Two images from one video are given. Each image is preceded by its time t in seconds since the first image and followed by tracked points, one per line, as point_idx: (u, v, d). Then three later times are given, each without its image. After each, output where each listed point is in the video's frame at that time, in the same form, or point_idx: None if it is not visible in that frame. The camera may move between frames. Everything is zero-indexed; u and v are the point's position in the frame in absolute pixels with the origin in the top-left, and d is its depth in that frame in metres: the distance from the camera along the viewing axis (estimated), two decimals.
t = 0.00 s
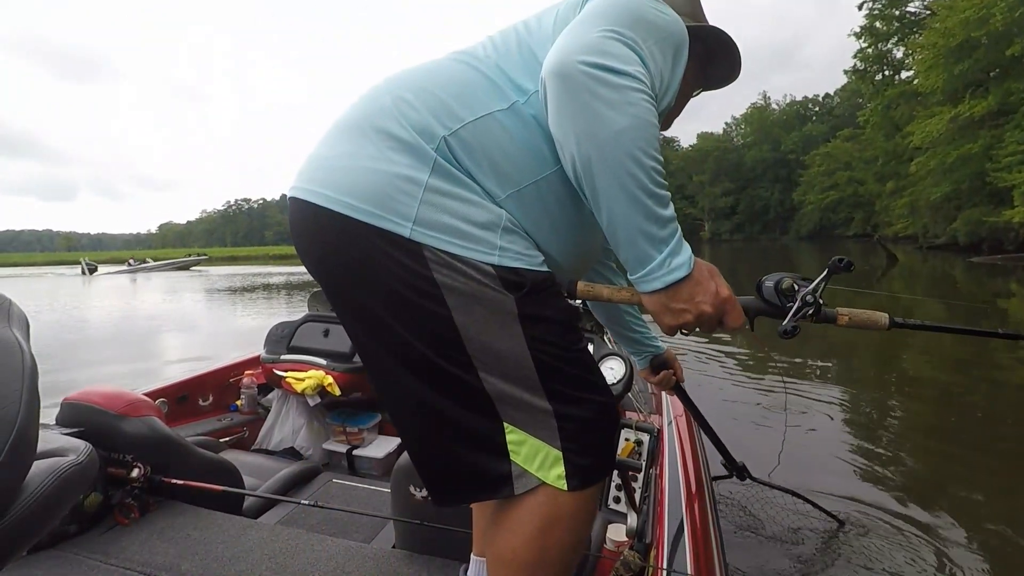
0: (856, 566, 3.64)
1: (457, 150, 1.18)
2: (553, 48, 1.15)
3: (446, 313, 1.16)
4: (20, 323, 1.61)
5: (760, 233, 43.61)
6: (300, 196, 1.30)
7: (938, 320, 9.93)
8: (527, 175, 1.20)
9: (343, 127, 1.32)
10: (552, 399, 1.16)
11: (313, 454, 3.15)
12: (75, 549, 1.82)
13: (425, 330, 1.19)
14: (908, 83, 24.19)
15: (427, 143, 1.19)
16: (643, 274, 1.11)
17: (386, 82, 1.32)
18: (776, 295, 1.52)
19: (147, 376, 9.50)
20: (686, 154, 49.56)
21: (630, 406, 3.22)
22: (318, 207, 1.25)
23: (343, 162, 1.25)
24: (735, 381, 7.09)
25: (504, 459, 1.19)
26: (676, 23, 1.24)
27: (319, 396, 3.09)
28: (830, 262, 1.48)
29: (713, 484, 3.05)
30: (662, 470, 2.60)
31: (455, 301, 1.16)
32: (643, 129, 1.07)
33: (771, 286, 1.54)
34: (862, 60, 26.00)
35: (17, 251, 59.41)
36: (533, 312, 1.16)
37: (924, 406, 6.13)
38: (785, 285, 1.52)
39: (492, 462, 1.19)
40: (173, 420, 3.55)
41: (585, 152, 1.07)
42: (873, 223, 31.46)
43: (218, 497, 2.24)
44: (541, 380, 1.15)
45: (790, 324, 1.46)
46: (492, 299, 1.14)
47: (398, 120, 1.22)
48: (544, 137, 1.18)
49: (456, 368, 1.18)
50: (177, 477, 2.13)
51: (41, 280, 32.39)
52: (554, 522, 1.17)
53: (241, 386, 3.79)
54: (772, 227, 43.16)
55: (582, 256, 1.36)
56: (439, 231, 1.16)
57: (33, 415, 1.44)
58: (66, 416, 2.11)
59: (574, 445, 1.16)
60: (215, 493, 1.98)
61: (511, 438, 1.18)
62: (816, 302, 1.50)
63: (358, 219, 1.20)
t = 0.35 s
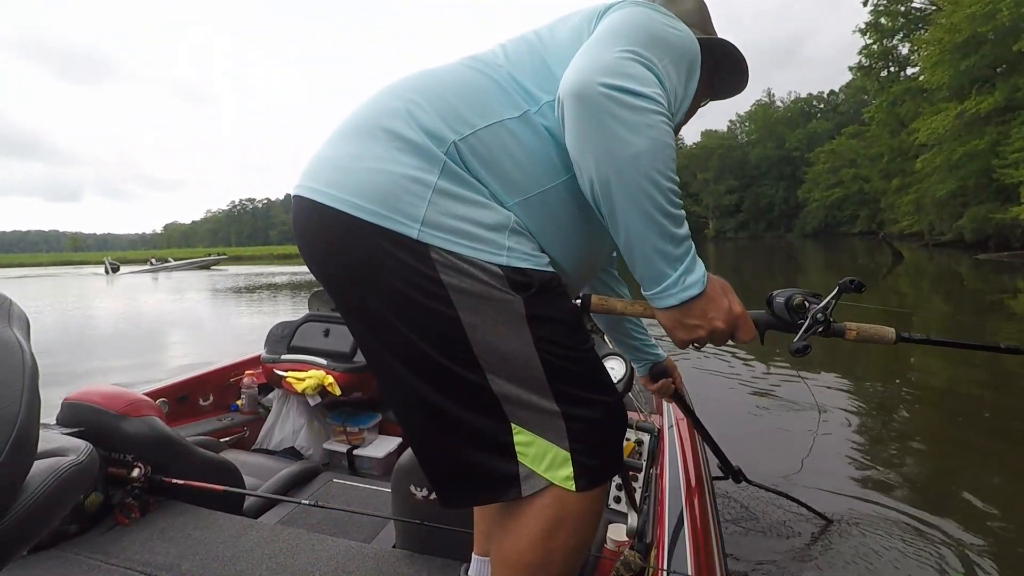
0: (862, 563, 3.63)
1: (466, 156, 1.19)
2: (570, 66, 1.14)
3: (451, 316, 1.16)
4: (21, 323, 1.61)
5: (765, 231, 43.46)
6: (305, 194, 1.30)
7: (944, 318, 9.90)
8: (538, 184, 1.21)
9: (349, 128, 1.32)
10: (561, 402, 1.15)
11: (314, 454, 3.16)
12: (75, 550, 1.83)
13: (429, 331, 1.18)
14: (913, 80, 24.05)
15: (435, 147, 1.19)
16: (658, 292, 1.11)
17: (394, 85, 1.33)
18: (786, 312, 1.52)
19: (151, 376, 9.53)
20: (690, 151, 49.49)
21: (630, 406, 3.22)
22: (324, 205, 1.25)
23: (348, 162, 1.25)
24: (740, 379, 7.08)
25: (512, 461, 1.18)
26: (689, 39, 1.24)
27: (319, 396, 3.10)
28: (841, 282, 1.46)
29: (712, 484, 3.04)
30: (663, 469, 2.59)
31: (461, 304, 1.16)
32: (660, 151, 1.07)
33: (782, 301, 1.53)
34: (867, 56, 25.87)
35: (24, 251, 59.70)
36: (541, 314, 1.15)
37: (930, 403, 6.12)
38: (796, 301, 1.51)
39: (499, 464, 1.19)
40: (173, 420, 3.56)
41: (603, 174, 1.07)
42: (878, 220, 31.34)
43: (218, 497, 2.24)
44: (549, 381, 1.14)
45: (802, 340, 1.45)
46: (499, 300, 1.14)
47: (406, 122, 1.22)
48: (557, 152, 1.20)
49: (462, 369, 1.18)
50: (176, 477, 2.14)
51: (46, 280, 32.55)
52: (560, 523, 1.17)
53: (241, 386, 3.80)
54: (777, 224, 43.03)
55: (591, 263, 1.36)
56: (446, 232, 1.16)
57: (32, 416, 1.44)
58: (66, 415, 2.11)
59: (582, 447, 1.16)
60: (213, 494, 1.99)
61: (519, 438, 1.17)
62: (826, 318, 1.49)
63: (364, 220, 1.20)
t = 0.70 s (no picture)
0: (868, 562, 3.61)
1: (473, 157, 1.18)
2: (577, 72, 1.13)
3: (457, 317, 1.16)
4: (22, 324, 1.62)
5: (770, 231, 43.35)
6: (311, 194, 1.30)
7: (949, 316, 9.85)
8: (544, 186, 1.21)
9: (354, 128, 1.32)
10: (566, 401, 1.15)
11: (316, 454, 3.16)
12: (77, 550, 1.84)
13: (435, 331, 1.18)
14: (918, 78, 23.94)
15: (441, 148, 1.19)
16: (663, 298, 1.11)
17: (400, 85, 1.33)
18: (791, 318, 1.51)
19: (153, 377, 9.55)
20: (694, 151, 49.38)
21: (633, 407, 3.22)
22: (331, 205, 1.25)
23: (355, 162, 1.25)
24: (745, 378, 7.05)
25: (517, 461, 1.17)
26: (694, 45, 1.24)
27: (320, 396, 3.10)
28: (845, 289, 1.45)
29: (712, 485, 3.03)
30: (663, 469, 2.59)
31: (468, 303, 1.15)
32: (666, 160, 1.07)
33: (786, 307, 1.52)
34: (871, 55, 25.76)
35: (31, 254, 60.02)
36: (547, 315, 1.15)
37: (937, 402, 6.09)
38: (800, 308, 1.51)
39: (503, 463, 1.18)
40: (174, 421, 3.56)
41: (610, 182, 1.07)
42: (883, 219, 31.22)
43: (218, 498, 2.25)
44: (554, 381, 1.14)
45: (807, 347, 1.44)
46: (506, 300, 1.14)
47: (413, 121, 1.22)
48: (562, 155, 1.20)
49: (468, 368, 1.17)
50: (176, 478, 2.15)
51: (51, 283, 32.69)
52: (565, 524, 1.17)
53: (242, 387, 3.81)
54: (781, 224, 42.91)
55: (595, 265, 1.36)
56: (452, 233, 1.16)
57: (33, 415, 1.44)
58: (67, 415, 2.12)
59: (584, 447, 1.16)
60: (214, 494, 1.99)
61: (524, 439, 1.17)
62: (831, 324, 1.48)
63: (370, 219, 1.20)
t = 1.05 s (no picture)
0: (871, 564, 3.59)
1: (474, 156, 1.18)
2: (577, 76, 1.13)
3: (457, 315, 1.16)
4: (24, 325, 1.63)
5: (774, 232, 43.23)
6: (313, 192, 1.30)
7: (955, 318, 9.82)
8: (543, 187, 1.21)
9: (356, 126, 1.32)
10: (565, 400, 1.14)
11: (316, 454, 3.17)
12: (78, 550, 1.84)
13: (434, 328, 1.18)
14: (923, 79, 23.86)
15: (441, 147, 1.19)
16: (659, 302, 1.11)
17: (403, 84, 1.33)
18: (786, 326, 1.51)
19: (156, 378, 9.57)
20: (698, 152, 49.31)
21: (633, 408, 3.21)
22: (333, 203, 1.25)
23: (357, 159, 1.25)
24: (749, 380, 7.04)
25: (516, 459, 1.18)
26: (694, 48, 1.23)
27: (321, 397, 3.10)
28: (841, 299, 1.44)
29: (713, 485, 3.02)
30: (664, 469, 2.58)
31: (468, 301, 1.15)
32: (663, 165, 1.07)
33: (782, 315, 1.52)
34: (876, 56, 25.69)
35: (37, 254, 60.36)
36: (546, 314, 1.15)
37: (942, 404, 6.06)
38: (796, 316, 1.50)
39: (502, 460, 1.18)
40: (176, 421, 3.57)
41: (606, 188, 1.07)
42: (888, 221, 31.13)
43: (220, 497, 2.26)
44: (553, 381, 1.14)
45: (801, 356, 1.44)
46: (505, 299, 1.14)
47: (414, 120, 1.22)
48: (562, 157, 1.20)
49: (467, 367, 1.17)
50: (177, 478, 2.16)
51: (57, 283, 32.83)
52: (564, 521, 1.16)
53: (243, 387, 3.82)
54: (785, 225, 42.83)
55: (594, 267, 1.36)
56: (453, 232, 1.16)
57: (35, 414, 1.46)
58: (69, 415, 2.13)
59: (583, 446, 1.15)
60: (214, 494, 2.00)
61: (523, 437, 1.17)
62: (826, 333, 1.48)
63: (371, 217, 1.20)
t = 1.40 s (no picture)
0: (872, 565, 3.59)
1: (473, 155, 1.18)
2: (575, 78, 1.13)
3: (456, 313, 1.16)
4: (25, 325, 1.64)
5: (778, 233, 43.11)
6: (313, 190, 1.30)
7: (959, 321, 9.79)
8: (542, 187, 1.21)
9: (357, 126, 1.32)
10: (563, 398, 1.14)
11: (317, 454, 3.17)
12: (79, 550, 1.85)
13: (434, 325, 1.18)
14: (929, 80, 23.75)
15: (441, 146, 1.19)
16: (656, 302, 1.11)
17: (403, 85, 1.33)
18: (784, 326, 1.50)
19: (159, 375, 9.60)
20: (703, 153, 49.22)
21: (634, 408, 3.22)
22: (333, 203, 1.25)
23: (357, 158, 1.25)
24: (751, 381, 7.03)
25: (515, 458, 1.17)
26: (694, 49, 1.23)
27: (322, 396, 3.11)
28: (838, 298, 1.43)
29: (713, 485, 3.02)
30: (664, 470, 2.58)
31: (467, 300, 1.16)
32: (661, 166, 1.07)
33: (780, 314, 1.52)
34: (881, 57, 25.58)
35: (42, 251, 60.62)
36: (545, 313, 1.15)
37: (945, 406, 6.04)
38: (794, 316, 1.50)
39: (501, 459, 1.18)
40: (177, 421, 3.58)
41: (604, 188, 1.07)
42: (892, 223, 31.06)
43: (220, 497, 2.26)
44: (551, 380, 1.14)
45: (799, 355, 1.44)
46: (504, 297, 1.14)
47: (414, 120, 1.22)
48: (560, 156, 1.20)
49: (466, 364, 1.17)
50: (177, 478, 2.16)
51: (61, 280, 32.92)
52: (563, 520, 1.16)
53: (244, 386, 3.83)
54: (789, 226, 42.77)
55: (593, 267, 1.36)
56: (451, 230, 1.16)
57: (37, 415, 1.46)
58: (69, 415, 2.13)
59: (581, 446, 1.15)
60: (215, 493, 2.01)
61: (520, 435, 1.17)
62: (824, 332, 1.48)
63: (371, 216, 1.20)
